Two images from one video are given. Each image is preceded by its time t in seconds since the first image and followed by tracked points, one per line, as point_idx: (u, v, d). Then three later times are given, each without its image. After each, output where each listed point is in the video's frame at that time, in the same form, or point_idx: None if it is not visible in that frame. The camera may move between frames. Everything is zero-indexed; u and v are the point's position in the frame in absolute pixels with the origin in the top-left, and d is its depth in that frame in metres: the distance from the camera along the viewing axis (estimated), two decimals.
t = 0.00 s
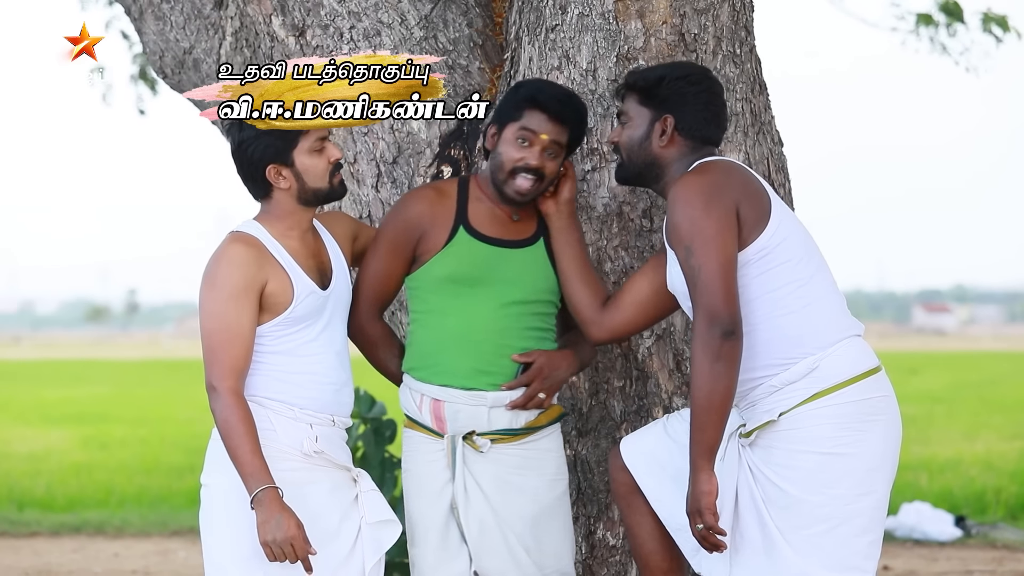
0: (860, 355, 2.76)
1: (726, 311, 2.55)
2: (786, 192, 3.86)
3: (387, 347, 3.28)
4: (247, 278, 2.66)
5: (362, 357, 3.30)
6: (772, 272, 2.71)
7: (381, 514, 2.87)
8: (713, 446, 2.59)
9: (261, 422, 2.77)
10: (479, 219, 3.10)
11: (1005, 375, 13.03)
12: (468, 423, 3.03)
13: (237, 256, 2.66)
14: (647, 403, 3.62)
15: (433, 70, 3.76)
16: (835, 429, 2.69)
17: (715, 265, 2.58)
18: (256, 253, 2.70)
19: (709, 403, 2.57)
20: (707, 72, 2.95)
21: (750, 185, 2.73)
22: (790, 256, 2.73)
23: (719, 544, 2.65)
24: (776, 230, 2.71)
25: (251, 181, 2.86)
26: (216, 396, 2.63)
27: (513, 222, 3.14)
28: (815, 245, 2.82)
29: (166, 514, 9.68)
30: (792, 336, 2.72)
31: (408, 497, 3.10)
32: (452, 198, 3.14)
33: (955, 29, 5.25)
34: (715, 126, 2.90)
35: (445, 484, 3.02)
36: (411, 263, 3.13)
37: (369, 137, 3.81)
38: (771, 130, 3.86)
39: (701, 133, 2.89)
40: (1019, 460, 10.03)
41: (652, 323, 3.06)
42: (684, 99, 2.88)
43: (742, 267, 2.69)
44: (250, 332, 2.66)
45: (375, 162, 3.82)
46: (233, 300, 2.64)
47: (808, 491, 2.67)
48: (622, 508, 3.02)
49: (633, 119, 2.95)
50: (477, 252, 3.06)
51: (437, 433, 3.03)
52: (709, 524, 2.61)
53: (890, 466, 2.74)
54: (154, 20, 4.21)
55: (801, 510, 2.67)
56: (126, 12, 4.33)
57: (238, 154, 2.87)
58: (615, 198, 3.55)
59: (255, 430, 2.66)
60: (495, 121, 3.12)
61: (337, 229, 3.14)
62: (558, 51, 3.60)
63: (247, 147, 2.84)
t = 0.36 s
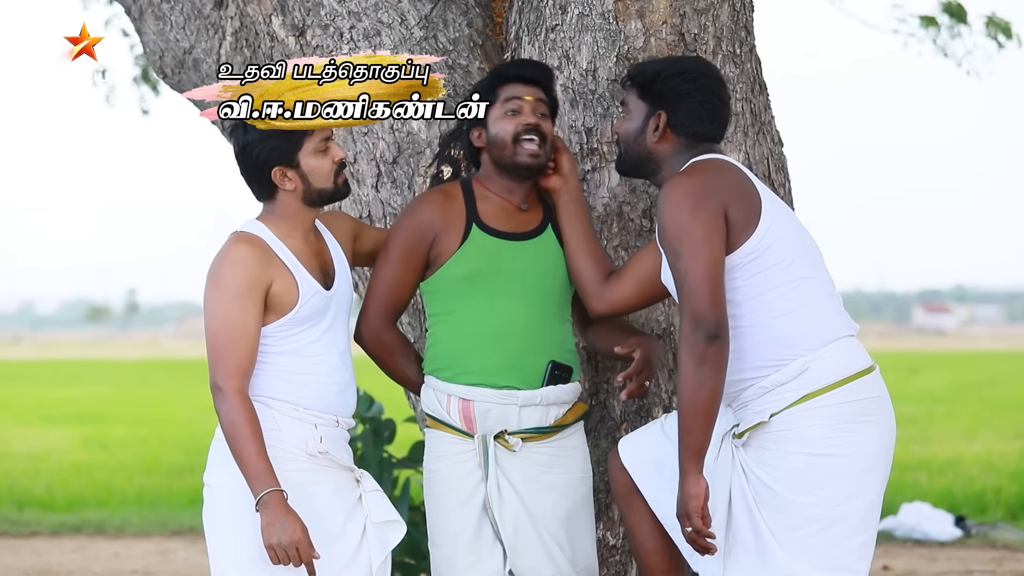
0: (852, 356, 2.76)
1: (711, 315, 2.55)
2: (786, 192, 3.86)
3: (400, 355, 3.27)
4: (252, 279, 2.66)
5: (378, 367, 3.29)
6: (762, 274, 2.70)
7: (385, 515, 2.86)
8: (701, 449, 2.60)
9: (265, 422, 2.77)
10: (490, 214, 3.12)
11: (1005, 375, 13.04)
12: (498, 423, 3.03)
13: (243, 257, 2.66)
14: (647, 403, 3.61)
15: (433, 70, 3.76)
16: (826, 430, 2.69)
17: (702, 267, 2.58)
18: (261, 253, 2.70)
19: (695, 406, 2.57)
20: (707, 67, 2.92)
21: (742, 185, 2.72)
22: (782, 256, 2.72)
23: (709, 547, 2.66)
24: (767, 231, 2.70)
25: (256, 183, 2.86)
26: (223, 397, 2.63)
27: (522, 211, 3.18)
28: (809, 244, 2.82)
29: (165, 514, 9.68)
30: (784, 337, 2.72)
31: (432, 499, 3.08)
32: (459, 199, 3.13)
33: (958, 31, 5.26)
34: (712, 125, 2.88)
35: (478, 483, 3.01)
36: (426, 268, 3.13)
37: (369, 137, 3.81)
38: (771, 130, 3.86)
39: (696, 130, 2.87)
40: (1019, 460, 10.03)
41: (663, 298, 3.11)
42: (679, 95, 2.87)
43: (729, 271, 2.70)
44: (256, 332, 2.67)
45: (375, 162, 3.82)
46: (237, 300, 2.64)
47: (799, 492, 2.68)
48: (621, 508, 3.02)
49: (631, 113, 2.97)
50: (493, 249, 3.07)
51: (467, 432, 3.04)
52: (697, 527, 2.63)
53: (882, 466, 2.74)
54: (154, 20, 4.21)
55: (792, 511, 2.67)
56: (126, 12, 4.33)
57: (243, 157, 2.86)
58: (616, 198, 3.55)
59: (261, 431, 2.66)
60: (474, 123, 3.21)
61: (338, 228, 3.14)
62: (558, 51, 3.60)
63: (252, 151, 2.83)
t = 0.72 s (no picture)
0: (854, 355, 2.76)
1: (715, 318, 2.54)
2: (786, 192, 3.86)
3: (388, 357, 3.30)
4: (252, 279, 2.66)
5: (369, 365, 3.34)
6: (763, 275, 2.70)
7: (383, 516, 2.86)
8: (706, 452, 2.60)
9: (266, 422, 2.77)
10: (463, 222, 3.10)
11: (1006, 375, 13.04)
12: (462, 426, 3.03)
13: (242, 258, 2.66)
14: (647, 403, 3.61)
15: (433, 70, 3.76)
16: (829, 429, 2.69)
17: (704, 271, 2.57)
18: (260, 254, 2.70)
19: (701, 409, 2.56)
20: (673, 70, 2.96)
21: (740, 187, 2.71)
22: (782, 256, 2.72)
23: (713, 549, 2.65)
24: (767, 231, 2.70)
25: (254, 187, 2.85)
26: (225, 398, 2.63)
27: (495, 216, 3.14)
28: (807, 245, 2.82)
29: (166, 514, 9.69)
30: (785, 337, 2.72)
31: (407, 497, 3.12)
32: (432, 202, 3.14)
33: (960, 31, 5.26)
34: (695, 121, 2.90)
35: (440, 486, 3.03)
36: (401, 269, 3.16)
37: (369, 137, 3.81)
38: (771, 130, 3.86)
39: (681, 128, 2.88)
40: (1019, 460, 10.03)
41: (648, 308, 3.00)
42: (657, 96, 2.88)
43: (732, 271, 2.69)
44: (256, 332, 2.67)
45: (375, 162, 3.82)
46: (237, 300, 2.64)
47: (803, 491, 2.67)
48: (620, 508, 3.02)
49: (613, 134, 2.95)
50: (460, 254, 3.05)
51: (433, 432, 3.06)
52: (703, 530, 2.62)
53: (885, 465, 2.74)
54: (154, 20, 4.21)
55: (797, 510, 2.68)
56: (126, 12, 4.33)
57: (241, 163, 2.85)
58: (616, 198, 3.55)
59: (263, 431, 2.66)
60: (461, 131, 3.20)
61: (338, 228, 3.14)
62: (558, 51, 3.60)
63: (249, 157, 2.83)
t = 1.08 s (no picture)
0: (862, 355, 2.76)
1: (730, 318, 2.55)
2: (787, 192, 3.86)
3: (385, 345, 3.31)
4: (248, 278, 2.66)
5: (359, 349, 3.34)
6: (773, 274, 2.70)
7: (381, 515, 2.87)
8: (723, 452, 2.60)
9: (262, 422, 2.77)
10: (476, 228, 3.08)
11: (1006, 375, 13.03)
12: (446, 428, 3.05)
13: (238, 257, 2.66)
14: (647, 403, 3.62)
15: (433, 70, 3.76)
16: (837, 428, 2.69)
17: (717, 272, 2.57)
18: (256, 253, 2.70)
19: (718, 411, 2.56)
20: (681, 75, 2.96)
21: (746, 189, 2.71)
22: (790, 257, 2.72)
23: (730, 550, 2.67)
24: (776, 232, 2.70)
25: (250, 189, 2.84)
26: (220, 397, 2.63)
27: (510, 230, 3.10)
28: (814, 247, 2.82)
29: (166, 514, 9.69)
30: (793, 337, 2.72)
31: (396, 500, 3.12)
32: (451, 197, 3.15)
33: (959, 34, 5.26)
34: (699, 125, 2.91)
35: (425, 487, 3.04)
36: (407, 260, 3.16)
37: (369, 138, 3.81)
38: (772, 130, 3.86)
39: (686, 134, 2.88)
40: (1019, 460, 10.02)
41: (650, 337, 2.99)
42: (663, 102, 2.88)
43: (743, 271, 2.69)
44: (252, 332, 2.66)
45: (375, 162, 3.82)
46: (234, 300, 2.63)
47: (811, 490, 2.67)
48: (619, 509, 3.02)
49: (616, 135, 2.94)
50: (473, 260, 3.04)
51: (420, 435, 3.07)
52: (721, 531, 2.63)
53: (891, 464, 2.74)
54: (154, 20, 4.21)
55: (805, 509, 2.67)
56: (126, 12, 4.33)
57: (236, 166, 2.84)
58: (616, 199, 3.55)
59: (257, 430, 2.66)
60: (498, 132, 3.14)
61: (338, 228, 3.14)
62: (558, 51, 3.60)
63: (245, 160, 2.81)
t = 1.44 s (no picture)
0: (859, 355, 2.76)
1: (724, 317, 2.54)
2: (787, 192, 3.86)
3: (393, 363, 3.17)
4: (248, 278, 2.66)
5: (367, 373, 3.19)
6: (772, 275, 2.70)
7: (382, 515, 2.86)
8: (711, 451, 2.60)
9: (263, 422, 2.77)
10: (491, 216, 3.10)
11: (1006, 376, 13.03)
12: (491, 427, 3.03)
13: (238, 257, 2.66)
14: (647, 403, 3.61)
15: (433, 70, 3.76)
16: (831, 428, 2.69)
17: (713, 270, 2.58)
18: (256, 253, 2.70)
19: (707, 408, 2.57)
20: (714, 70, 2.94)
21: (751, 188, 2.71)
22: (791, 257, 2.72)
23: (716, 548, 2.66)
24: (777, 231, 2.70)
25: (249, 189, 2.85)
26: (220, 397, 2.63)
27: (526, 216, 3.13)
28: (816, 247, 2.82)
29: (166, 514, 9.69)
30: (790, 337, 2.72)
31: (425, 499, 3.07)
32: (462, 196, 3.14)
33: (957, 41, 5.26)
34: (721, 126, 2.90)
35: (470, 487, 3.01)
36: (428, 264, 3.12)
37: (369, 138, 3.81)
38: (771, 130, 3.86)
39: (705, 133, 2.88)
40: (1018, 460, 10.02)
41: (654, 318, 3.05)
42: (690, 96, 2.88)
43: (740, 271, 2.69)
44: (252, 332, 2.66)
45: (375, 162, 3.81)
46: (234, 300, 2.64)
47: (805, 490, 2.67)
48: (620, 508, 3.02)
49: (637, 113, 2.95)
50: (492, 251, 3.05)
51: (461, 436, 3.04)
52: (705, 529, 2.63)
53: (887, 465, 2.74)
54: (154, 20, 4.21)
55: (797, 509, 2.67)
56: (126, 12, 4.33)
57: (235, 166, 2.84)
58: (615, 198, 3.55)
59: (257, 431, 2.66)
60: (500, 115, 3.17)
61: (338, 228, 3.14)
62: (558, 52, 3.60)
63: (244, 160, 2.82)
